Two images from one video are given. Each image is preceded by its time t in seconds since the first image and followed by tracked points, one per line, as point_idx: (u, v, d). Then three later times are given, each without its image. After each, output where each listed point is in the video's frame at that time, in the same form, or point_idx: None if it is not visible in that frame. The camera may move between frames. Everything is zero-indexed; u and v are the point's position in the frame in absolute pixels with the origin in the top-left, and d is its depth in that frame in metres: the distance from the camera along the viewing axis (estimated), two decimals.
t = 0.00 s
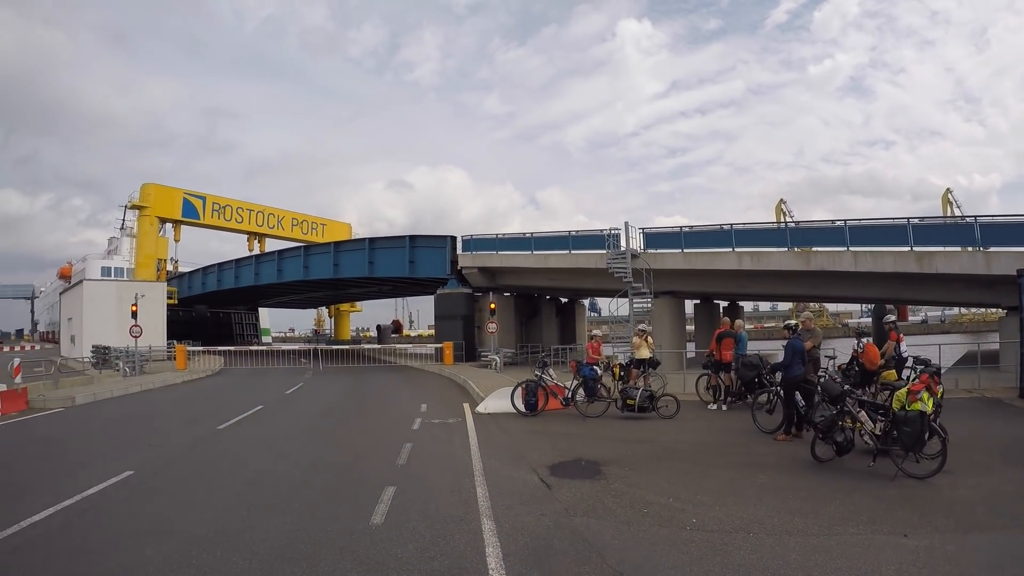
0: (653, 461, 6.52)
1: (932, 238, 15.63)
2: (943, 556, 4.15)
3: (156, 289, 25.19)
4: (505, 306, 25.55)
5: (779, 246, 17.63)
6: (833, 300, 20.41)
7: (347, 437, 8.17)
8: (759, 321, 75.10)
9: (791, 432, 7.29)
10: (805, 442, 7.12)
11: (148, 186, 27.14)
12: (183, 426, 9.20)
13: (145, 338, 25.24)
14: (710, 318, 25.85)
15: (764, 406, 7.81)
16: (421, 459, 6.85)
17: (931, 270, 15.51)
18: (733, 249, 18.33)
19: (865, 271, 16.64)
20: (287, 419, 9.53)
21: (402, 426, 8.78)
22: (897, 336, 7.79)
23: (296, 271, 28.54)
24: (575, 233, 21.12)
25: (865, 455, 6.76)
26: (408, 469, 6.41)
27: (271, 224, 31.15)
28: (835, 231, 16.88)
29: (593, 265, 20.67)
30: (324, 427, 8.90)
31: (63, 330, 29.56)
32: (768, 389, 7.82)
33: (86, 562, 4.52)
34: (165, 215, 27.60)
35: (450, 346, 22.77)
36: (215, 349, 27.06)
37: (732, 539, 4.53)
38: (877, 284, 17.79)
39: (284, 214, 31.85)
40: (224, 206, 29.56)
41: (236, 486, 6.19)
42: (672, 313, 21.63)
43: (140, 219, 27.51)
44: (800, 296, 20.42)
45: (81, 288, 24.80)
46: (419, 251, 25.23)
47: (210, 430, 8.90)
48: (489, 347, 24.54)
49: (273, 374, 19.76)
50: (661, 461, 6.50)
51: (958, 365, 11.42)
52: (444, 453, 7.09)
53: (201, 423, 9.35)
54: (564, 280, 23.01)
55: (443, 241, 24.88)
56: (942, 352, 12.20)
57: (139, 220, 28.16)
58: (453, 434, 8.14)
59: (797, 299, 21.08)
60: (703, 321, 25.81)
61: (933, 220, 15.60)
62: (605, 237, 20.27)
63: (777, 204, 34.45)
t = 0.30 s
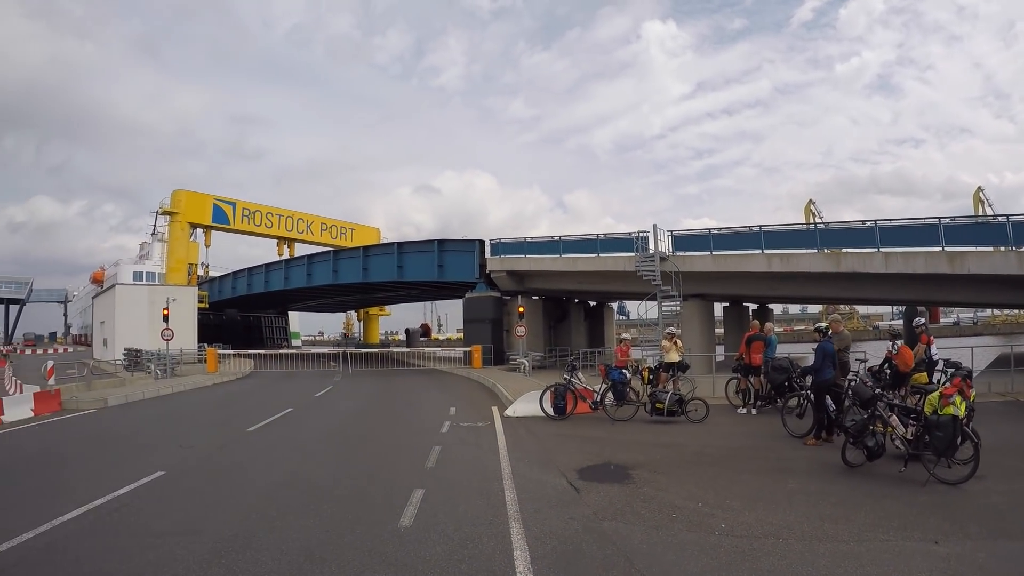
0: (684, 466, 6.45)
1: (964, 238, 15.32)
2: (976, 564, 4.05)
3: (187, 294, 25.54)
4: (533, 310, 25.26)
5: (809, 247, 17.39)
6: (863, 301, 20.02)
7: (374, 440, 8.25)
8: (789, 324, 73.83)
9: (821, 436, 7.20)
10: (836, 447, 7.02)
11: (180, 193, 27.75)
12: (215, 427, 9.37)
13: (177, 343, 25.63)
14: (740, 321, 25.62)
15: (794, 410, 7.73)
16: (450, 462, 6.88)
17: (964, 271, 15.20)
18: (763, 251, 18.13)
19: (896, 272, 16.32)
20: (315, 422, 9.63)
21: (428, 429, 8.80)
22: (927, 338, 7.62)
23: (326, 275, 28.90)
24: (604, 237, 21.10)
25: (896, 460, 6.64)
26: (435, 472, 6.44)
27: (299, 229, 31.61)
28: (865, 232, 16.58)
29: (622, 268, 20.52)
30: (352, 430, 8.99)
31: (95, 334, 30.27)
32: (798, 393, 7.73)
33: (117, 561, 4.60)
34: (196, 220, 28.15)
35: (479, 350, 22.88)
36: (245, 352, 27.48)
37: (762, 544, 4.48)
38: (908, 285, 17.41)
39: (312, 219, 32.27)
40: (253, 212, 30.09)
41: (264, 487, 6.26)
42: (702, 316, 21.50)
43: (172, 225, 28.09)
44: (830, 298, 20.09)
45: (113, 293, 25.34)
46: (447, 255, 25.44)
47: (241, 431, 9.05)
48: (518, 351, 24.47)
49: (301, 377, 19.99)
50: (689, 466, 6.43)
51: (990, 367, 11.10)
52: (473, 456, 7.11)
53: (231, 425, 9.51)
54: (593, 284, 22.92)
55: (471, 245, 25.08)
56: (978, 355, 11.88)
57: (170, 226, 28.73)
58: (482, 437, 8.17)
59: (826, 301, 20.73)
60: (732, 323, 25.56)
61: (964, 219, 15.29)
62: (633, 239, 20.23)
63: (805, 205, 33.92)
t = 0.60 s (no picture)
0: (711, 467, 6.42)
1: (995, 236, 15.03)
2: (1008, 570, 3.95)
3: (216, 296, 25.90)
4: (560, 311, 25.35)
5: (838, 246, 17.17)
6: (892, 301, 19.66)
7: (400, 441, 8.30)
8: (818, 324, 72.68)
9: (850, 438, 7.11)
10: (865, 449, 6.91)
11: (208, 198, 28.18)
12: (244, 427, 9.50)
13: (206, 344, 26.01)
14: (768, 322, 25.36)
15: (822, 412, 7.64)
16: (478, 463, 6.90)
17: (995, 270, 14.93)
18: (791, 251, 17.93)
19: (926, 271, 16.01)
20: (343, 422, 9.73)
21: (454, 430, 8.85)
22: (956, 338, 7.45)
23: (353, 276, 29.17)
24: (631, 237, 21.04)
25: (925, 463, 6.52)
26: (460, 473, 6.48)
27: (327, 232, 31.88)
28: (894, 230, 16.30)
29: (648, 268, 20.49)
30: (378, 430, 9.06)
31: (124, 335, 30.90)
32: (827, 395, 7.63)
33: (148, 558, 4.69)
34: (224, 224, 28.58)
35: (506, 351, 22.96)
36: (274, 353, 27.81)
37: (790, 548, 4.42)
38: (938, 283, 17.06)
39: (340, 222, 32.66)
40: (281, 215, 30.47)
41: (292, 487, 6.34)
42: (729, 316, 21.26)
43: (200, 229, 28.53)
44: (858, 297, 19.76)
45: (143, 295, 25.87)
46: (475, 257, 25.54)
47: (269, 431, 9.17)
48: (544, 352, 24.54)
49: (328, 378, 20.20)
50: (716, 467, 6.40)
51: None
52: (500, 457, 7.13)
53: (261, 425, 9.66)
54: (621, 285, 22.82)
55: (498, 247, 25.13)
56: (1014, 357, 11.58)
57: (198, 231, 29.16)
58: (508, 438, 8.19)
59: (854, 300, 20.38)
60: (761, 324, 25.33)
61: (994, 217, 15.01)
62: (660, 240, 20.13)
63: (833, 204, 33.39)
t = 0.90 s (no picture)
0: (737, 469, 6.39)
1: None
2: None
3: (243, 296, 26.02)
4: (586, 312, 25.28)
5: (866, 246, 16.95)
6: (920, 301, 19.31)
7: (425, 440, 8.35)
8: (843, 326, 71.49)
9: (877, 441, 7.02)
10: (894, 453, 6.81)
11: (236, 199, 28.35)
12: (272, 425, 9.64)
13: (234, 344, 26.25)
14: (795, 323, 25.09)
15: (849, 414, 7.54)
16: (503, 463, 6.91)
17: None
18: (819, 251, 17.72)
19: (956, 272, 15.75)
20: (368, 421, 9.82)
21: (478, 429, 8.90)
22: (985, 340, 7.30)
23: (379, 276, 29.37)
24: (658, 237, 21.00)
25: (955, 467, 6.40)
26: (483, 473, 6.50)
27: (354, 233, 32.11)
28: (923, 229, 16.05)
29: (675, 268, 20.41)
30: (404, 429, 9.13)
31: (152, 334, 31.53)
32: (854, 396, 7.53)
33: (176, 552, 4.78)
34: (252, 225, 28.87)
35: (531, 351, 23.02)
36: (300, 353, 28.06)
37: (816, 552, 4.37)
38: (969, 283, 16.69)
39: (368, 224, 32.87)
40: (308, 216, 30.74)
41: (317, 484, 6.42)
42: (756, 318, 21.11)
43: (228, 229, 28.89)
44: (885, 298, 19.41)
45: (172, 294, 26.33)
46: (501, 257, 25.57)
47: (296, 429, 9.30)
48: (570, 352, 24.53)
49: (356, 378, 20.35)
50: (742, 470, 6.36)
51: None
52: (526, 458, 7.14)
53: (288, 423, 9.79)
54: (647, 285, 22.75)
55: (525, 247, 25.17)
56: None
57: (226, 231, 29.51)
58: (531, 438, 8.22)
59: (881, 301, 20.02)
60: (788, 324, 25.06)
61: None
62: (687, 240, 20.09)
63: (861, 203, 32.82)
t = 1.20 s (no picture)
0: (764, 471, 6.32)
1: None
2: None
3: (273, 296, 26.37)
4: (615, 311, 25.41)
5: (896, 245, 16.70)
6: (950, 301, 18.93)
7: (450, 441, 8.41)
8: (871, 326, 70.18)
9: (907, 444, 6.89)
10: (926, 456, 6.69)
11: (264, 202, 28.79)
12: (299, 424, 9.77)
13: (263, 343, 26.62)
14: (824, 322, 24.80)
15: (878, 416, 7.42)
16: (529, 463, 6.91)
17: None
18: (847, 250, 17.51)
19: (987, 270, 15.60)
20: (393, 420, 9.90)
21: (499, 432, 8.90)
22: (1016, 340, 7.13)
23: (407, 276, 29.47)
24: (684, 237, 20.93)
25: (989, 471, 6.27)
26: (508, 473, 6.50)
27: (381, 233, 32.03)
28: (953, 227, 15.84)
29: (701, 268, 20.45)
30: (430, 429, 9.18)
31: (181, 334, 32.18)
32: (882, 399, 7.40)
33: (204, 548, 4.89)
34: (279, 226, 29.40)
35: (555, 351, 23.06)
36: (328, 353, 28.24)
37: (845, 556, 4.32)
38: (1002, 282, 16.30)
39: (394, 223, 32.73)
40: (335, 217, 30.77)
41: (344, 484, 6.49)
42: (785, 318, 21.07)
43: (257, 231, 29.46)
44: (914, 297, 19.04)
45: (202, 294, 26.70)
46: (527, 257, 25.53)
47: (323, 428, 9.42)
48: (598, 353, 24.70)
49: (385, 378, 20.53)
50: (768, 472, 6.30)
51: None
52: (552, 460, 7.14)
53: (316, 422, 9.91)
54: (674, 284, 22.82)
55: (551, 247, 25.06)
56: None
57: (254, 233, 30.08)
58: (555, 441, 8.19)
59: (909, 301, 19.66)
60: (817, 323, 24.81)
61: None
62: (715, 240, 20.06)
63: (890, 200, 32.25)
